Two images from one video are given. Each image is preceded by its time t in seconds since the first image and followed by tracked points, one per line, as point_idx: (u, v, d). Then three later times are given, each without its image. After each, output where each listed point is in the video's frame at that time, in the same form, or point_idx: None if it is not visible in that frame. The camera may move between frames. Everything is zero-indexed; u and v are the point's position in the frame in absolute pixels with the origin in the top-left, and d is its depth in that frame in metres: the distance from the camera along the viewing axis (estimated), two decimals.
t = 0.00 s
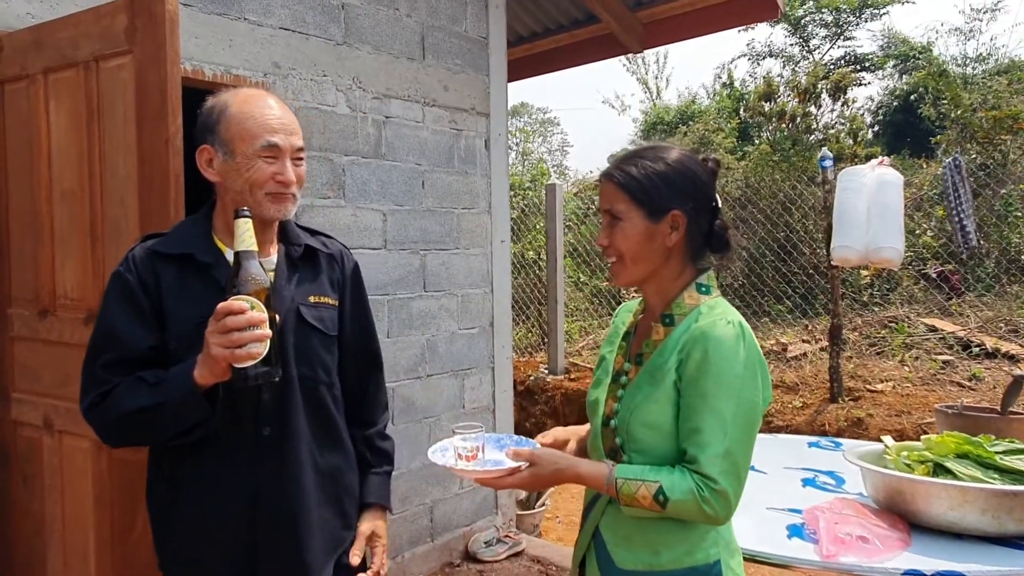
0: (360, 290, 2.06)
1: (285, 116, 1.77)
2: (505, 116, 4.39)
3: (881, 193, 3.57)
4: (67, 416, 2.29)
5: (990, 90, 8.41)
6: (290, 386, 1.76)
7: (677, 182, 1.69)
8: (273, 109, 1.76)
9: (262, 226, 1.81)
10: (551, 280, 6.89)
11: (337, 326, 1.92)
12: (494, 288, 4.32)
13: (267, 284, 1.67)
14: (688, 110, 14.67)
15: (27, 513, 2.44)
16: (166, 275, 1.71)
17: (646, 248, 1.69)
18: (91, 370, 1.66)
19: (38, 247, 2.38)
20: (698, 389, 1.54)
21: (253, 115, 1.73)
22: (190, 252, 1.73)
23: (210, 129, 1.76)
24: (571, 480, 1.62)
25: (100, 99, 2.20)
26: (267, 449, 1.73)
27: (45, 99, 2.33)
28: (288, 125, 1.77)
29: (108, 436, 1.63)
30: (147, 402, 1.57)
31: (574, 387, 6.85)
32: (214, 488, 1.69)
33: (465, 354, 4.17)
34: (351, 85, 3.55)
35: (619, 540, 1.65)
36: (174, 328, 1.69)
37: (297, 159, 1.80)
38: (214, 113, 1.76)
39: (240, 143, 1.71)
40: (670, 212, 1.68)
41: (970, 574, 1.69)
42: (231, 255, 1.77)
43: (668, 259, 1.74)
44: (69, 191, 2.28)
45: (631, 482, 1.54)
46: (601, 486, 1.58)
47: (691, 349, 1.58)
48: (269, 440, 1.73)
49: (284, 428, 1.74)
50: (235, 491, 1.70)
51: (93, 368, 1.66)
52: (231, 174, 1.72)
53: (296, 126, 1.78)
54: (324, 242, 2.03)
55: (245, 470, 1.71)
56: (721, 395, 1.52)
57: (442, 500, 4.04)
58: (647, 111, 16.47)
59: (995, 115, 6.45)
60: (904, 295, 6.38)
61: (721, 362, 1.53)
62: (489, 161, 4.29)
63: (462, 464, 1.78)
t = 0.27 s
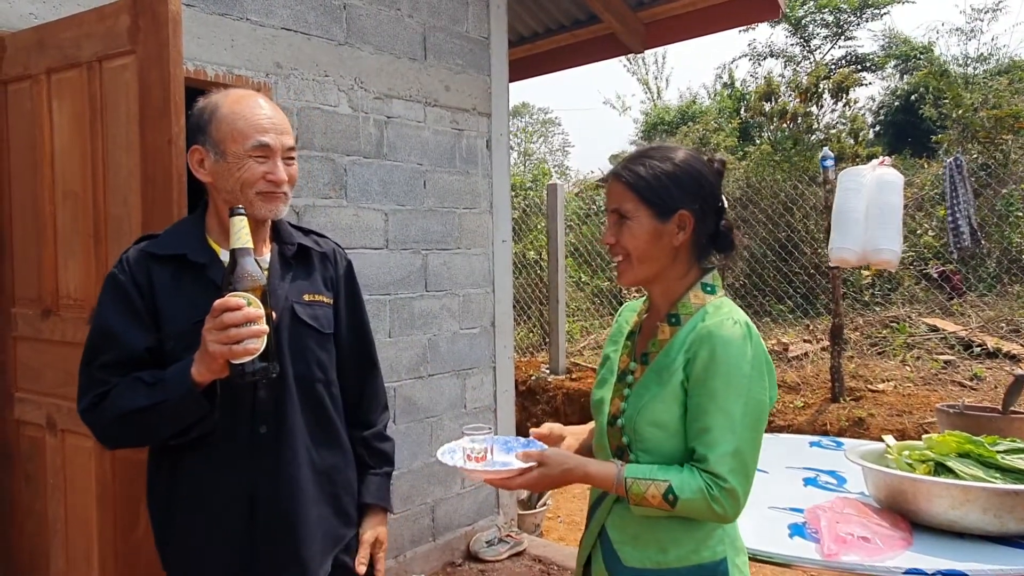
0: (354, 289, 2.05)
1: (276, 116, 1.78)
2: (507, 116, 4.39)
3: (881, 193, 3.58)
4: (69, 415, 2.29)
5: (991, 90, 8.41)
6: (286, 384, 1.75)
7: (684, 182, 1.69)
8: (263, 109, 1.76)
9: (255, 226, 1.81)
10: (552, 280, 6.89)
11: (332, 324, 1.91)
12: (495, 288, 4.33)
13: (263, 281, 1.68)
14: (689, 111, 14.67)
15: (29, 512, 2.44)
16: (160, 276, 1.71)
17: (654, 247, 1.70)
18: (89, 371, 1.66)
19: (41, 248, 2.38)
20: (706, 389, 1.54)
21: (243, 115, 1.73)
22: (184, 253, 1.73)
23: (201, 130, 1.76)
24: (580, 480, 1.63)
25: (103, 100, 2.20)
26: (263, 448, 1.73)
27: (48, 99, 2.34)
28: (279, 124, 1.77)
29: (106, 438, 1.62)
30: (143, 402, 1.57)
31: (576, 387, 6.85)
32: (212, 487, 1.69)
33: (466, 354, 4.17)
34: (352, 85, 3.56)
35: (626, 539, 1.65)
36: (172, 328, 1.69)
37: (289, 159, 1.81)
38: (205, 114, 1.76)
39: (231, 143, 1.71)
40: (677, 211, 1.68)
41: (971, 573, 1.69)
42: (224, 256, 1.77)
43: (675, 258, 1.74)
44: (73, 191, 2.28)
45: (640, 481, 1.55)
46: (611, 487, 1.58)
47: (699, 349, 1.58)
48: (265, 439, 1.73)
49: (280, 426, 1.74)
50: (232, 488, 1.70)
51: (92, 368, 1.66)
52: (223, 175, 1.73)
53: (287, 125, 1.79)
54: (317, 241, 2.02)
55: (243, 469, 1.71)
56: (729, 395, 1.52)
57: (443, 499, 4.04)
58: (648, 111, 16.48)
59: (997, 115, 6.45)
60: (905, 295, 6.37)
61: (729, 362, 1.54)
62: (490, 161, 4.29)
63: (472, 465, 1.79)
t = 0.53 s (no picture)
0: (351, 290, 2.05)
1: (271, 117, 1.77)
2: (508, 116, 4.39)
3: (877, 194, 3.57)
4: (70, 416, 2.30)
5: (993, 89, 8.39)
6: (284, 385, 1.75)
7: (691, 183, 1.70)
8: (258, 111, 1.76)
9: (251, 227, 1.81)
10: (553, 280, 6.89)
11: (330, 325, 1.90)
12: (496, 288, 4.33)
13: (259, 283, 1.65)
14: (690, 111, 14.66)
15: (30, 513, 2.45)
16: (157, 278, 1.71)
17: (660, 248, 1.69)
18: (86, 374, 1.66)
19: (42, 250, 2.39)
20: (712, 390, 1.54)
21: (237, 115, 1.73)
22: (180, 255, 1.73)
23: (196, 131, 1.76)
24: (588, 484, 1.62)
25: (104, 101, 2.21)
26: (261, 450, 1.73)
27: (49, 101, 2.34)
28: (274, 125, 1.76)
29: (103, 441, 1.62)
30: (140, 404, 1.56)
31: (577, 387, 6.85)
32: (211, 489, 1.69)
33: (467, 355, 4.17)
34: (353, 86, 3.56)
35: (631, 541, 1.65)
36: (169, 330, 1.68)
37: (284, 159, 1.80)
38: (199, 115, 1.75)
39: (226, 144, 1.71)
40: (684, 212, 1.69)
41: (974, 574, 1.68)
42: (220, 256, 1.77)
43: (681, 259, 1.74)
44: (74, 193, 2.29)
45: (649, 484, 1.55)
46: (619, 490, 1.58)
47: (704, 350, 1.59)
48: (264, 441, 1.73)
49: (278, 426, 1.74)
50: (230, 488, 1.70)
51: (90, 370, 1.66)
52: (218, 176, 1.73)
53: (282, 126, 1.79)
54: (313, 242, 2.02)
55: (242, 470, 1.71)
56: (736, 396, 1.53)
57: (445, 500, 4.04)
58: (649, 111, 16.47)
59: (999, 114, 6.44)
60: (907, 294, 6.35)
61: (735, 363, 1.54)
62: (492, 162, 4.29)
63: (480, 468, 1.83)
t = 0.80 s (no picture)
0: (353, 289, 2.05)
1: (272, 114, 1.77)
2: (508, 116, 4.39)
3: (877, 194, 3.57)
4: (71, 416, 2.30)
5: (994, 88, 8.39)
6: (286, 383, 1.75)
7: (698, 182, 1.71)
8: (259, 108, 1.76)
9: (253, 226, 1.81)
10: (554, 280, 6.88)
11: (332, 323, 1.90)
12: (497, 288, 4.33)
13: (259, 279, 1.64)
14: (690, 110, 14.65)
15: (31, 514, 2.45)
16: (158, 277, 1.70)
17: (671, 247, 1.69)
18: (86, 372, 1.66)
19: (43, 249, 2.38)
20: (715, 390, 1.54)
21: (238, 112, 1.73)
22: (181, 253, 1.72)
23: (196, 129, 1.75)
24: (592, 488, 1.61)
25: (104, 101, 2.21)
26: (263, 447, 1.73)
27: (50, 101, 2.34)
28: (275, 123, 1.76)
29: (104, 439, 1.61)
30: (141, 402, 1.56)
31: (578, 387, 6.85)
32: (212, 487, 1.68)
33: (468, 355, 4.17)
34: (354, 86, 3.56)
35: (633, 541, 1.64)
36: (170, 329, 1.68)
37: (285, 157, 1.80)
38: (201, 113, 1.75)
39: (226, 141, 1.71)
40: (693, 210, 1.69)
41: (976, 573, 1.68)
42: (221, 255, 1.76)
43: (687, 259, 1.74)
44: (75, 193, 2.29)
45: (653, 485, 1.54)
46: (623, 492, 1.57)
47: (705, 350, 1.58)
48: (265, 439, 1.73)
49: (279, 424, 1.73)
50: (232, 486, 1.70)
51: (91, 369, 1.65)
52: (219, 174, 1.72)
53: (283, 124, 1.78)
54: (315, 241, 2.01)
55: (242, 469, 1.71)
56: (738, 395, 1.52)
57: (446, 500, 4.04)
58: (650, 111, 16.47)
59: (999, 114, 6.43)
60: (908, 294, 6.34)
61: (737, 362, 1.54)
62: (492, 161, 4.29)
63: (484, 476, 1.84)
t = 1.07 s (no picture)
0: (356, 288, 2.05)
1: (273, 114, 1.77)
2: (509, 116, 4.39)
3: (878, 193, 3.57)
4: (73, 416, 2.30)
5: (994, 88, 8.39)
6: (289, 383, 1.75)
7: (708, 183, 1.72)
8: (260, 108, 1.76)
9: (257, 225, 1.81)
10: (555, 280, 6.89)
11: (334, 322, 1.90)
12: (498, 288, 4.33)
13: (260, 277, 1.64)
14: (691, 110, 14.65)
15: (34, 514, 2.45)
16: (160, 276, 1.71)
17: (684, 247, 1.69)
18: (89, 371, 1.66)
19: (45, 249, 2.39)
20: (716, 388, 1.54)
21: (239, 112, 1.73)
22: (183, 253, 1.73)
23: (198, 129, 1.76)
24: (598, 479, 1.59)
25: (106, 101, 2.21)
26: (265, 447, 1.72)
27: (52, 101, 2.35)
28: (276, 122, 1.76)
29: (106, 438, 1.61)
30: (142, 401, 1.56)
31: (579, 387, 6.85)
32: (214, 487, 1.68)
33: (469, 354, 4.17)
34: (355, 86, 3.56)
35: (632, 540, 1.64)
36: (171, 328, 1.68)
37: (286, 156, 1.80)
38: (203, 114, 1.75)
39: (227, 141, 1.71)
40: (704, 211, 1.70)
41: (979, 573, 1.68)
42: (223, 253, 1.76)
43: (695, 259, 1.74)
44: (77, 194, 2.29)
45: (656, 479, 1.54)
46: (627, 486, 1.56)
47: (705, 348, 1.58)
48: (268, 438, 1.73)
49: (282, 423, 1.73)
50: (234, 484, 1.69)
51: (93, 368, 1.66)
52: (221, 173, 1.72)
53: (284, 124, 1.79)
54: (317, 241, 2.01)
55: (245, 468, 1.70)
56: (740, 392, 1.52)
57: (447, 500, 4.04)
58: (650, 111, 16.47)
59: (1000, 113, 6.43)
60: (909, 293, 6.35)
61: (737, 360, 1.54)
62: (493, 161, 4.29)
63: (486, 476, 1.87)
